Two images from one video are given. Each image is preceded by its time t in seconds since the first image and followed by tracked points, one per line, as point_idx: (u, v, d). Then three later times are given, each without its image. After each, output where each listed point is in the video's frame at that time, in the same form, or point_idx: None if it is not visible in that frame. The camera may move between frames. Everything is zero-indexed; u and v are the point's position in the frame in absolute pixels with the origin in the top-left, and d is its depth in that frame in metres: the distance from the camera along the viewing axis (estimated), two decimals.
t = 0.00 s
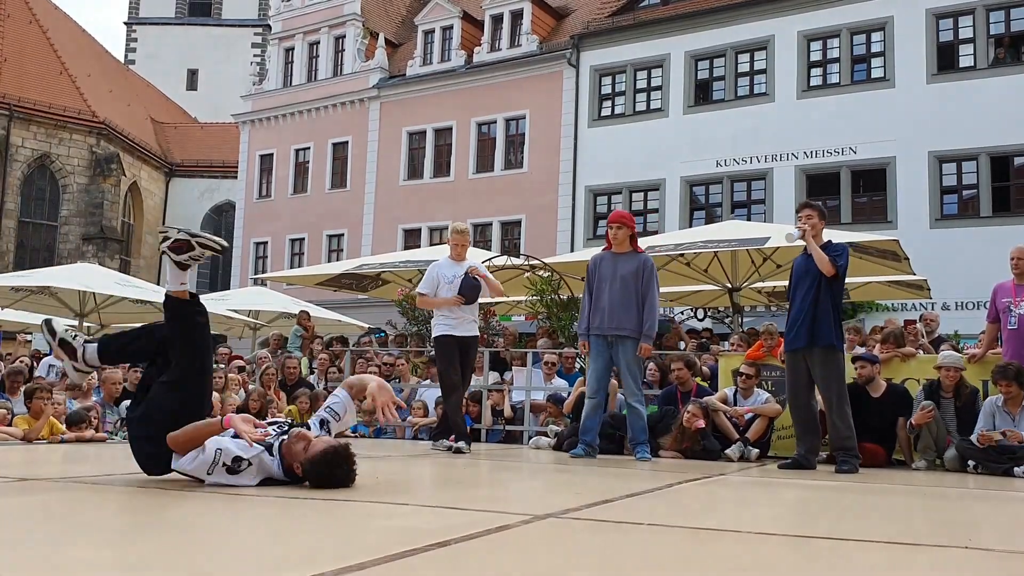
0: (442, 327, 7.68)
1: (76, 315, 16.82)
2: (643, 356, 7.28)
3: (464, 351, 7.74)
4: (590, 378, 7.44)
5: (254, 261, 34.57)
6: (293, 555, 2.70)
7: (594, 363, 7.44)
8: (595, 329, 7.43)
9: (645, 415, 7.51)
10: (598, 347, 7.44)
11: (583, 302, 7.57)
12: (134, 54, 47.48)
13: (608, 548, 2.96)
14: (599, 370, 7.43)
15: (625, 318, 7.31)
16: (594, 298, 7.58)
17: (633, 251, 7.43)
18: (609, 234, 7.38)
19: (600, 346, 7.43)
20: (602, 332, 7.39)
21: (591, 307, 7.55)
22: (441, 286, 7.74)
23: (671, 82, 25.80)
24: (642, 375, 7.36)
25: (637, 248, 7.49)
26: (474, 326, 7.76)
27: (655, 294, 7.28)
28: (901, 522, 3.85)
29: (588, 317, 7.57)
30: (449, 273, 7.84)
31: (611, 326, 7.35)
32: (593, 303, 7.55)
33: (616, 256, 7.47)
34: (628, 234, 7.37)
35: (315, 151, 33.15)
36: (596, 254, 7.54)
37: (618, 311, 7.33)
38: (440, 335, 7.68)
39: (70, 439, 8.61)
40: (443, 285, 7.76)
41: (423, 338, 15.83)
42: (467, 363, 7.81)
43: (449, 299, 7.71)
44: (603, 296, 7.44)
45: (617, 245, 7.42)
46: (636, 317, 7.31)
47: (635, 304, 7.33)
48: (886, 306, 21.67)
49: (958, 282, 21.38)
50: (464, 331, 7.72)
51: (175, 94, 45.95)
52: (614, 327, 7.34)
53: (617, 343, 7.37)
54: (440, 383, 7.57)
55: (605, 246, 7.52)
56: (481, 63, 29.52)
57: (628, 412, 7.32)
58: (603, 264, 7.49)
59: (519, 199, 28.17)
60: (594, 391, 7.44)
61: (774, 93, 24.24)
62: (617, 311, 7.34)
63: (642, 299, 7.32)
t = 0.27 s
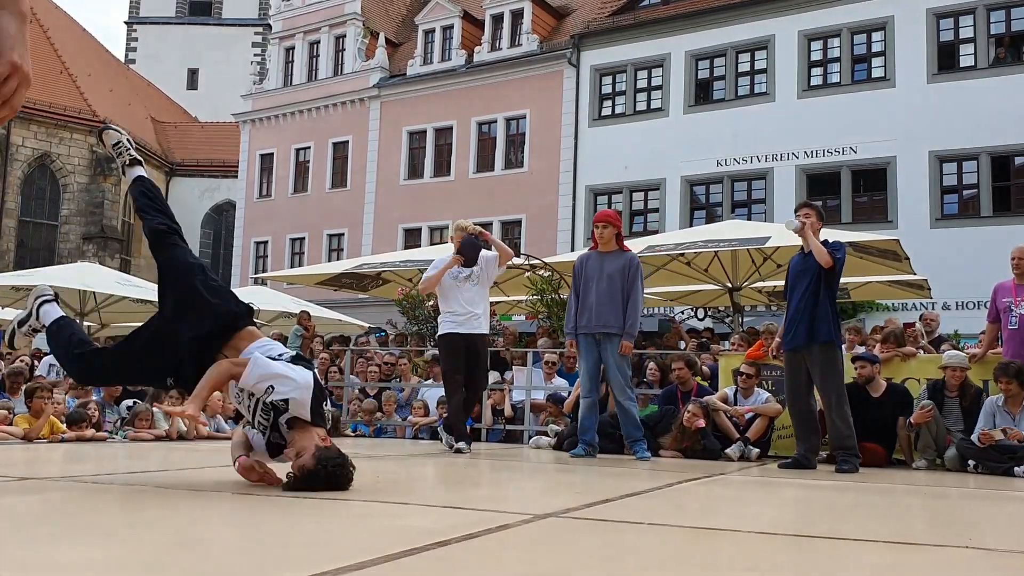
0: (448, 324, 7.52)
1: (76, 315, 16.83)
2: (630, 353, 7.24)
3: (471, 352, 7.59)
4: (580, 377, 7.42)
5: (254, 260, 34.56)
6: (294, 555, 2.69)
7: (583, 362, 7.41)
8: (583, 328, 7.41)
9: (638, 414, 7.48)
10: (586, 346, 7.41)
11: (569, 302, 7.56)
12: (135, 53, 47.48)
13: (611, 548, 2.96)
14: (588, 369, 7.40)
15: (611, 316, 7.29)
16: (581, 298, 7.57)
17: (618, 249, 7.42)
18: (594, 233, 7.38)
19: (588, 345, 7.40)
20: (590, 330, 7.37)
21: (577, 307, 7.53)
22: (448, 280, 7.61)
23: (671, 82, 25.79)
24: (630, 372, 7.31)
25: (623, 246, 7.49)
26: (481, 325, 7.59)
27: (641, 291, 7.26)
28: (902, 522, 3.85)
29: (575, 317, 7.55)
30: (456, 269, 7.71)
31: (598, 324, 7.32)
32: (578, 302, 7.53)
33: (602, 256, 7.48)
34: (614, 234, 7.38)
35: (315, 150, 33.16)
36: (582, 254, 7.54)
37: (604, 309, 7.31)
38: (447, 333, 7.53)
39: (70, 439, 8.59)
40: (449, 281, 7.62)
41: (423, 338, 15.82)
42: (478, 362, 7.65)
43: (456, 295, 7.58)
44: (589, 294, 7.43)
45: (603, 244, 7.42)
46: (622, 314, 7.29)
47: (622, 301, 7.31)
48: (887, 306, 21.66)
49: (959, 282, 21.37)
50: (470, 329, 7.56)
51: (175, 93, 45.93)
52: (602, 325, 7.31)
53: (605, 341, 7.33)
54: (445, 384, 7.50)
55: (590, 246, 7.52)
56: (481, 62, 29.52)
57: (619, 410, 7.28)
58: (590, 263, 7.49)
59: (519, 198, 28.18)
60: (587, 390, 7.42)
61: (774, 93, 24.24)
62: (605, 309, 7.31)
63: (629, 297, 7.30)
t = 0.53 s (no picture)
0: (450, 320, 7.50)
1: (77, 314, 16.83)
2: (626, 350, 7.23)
3: (480, 349, 7.47)
4: (577, 376, 7.41)
5: (255, 259, 34.57)
6: (294, 553, 2.68)
7: (579, 360, 7.41)
8: (576, 328, 7.40)
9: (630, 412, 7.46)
10: (580, 344, 7.40)
11: (561, 302, 7.55)
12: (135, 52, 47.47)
13: (612, 547, 2.95)
14: (585, 367, 7.39)
15: (604, 314, 7.27)
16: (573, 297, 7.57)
17: (609, 247, 7.43)
18: (585, 232, 7.39)
19: (583, 343, 7.39)
20: (584, 329, 7.36)
21: (569, 306, 7.53)
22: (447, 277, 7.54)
23: (672, 81, 25.79)
24: (622, 369, 7.30)
25: (613, 245, 7.50)
26: (484, 319, 7.48)
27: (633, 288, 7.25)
28: (905, 521, 3.84)
29: (567, 316, 7.55)
30: (459, 261, 7.60)
31: (591, 323, 7.31)
32: (571, 302, 7.53)
33: (593, 254, 7.48)
34: (604, 233, 7.38)
35: (316, 149, 33.17)
36: (573, 253, 7.54)
37: (597, 307, 7.29)
38: (448, 331, 7.50)
39: (70, 438, 8.58)
40: (449, 276, 7.56)
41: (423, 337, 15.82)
42: (488, 362, 7.49)
43: (456, 292, 7.53)
44: (581, 294, 7.42)
45: (593, 242, 7.42)
46: (615, 312, 7.28)
47: (615, 299, 7.30)
48: (887, 305, 21.67)
49: (959, 281, 21.37)
50: (471, 324, 7.47)
51: (175, 91, 45.94)
52: (596, 323, 7.29)
53: (600, 339, 7.31)
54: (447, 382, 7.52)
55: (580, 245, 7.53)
56: (481, 61, 29.52)
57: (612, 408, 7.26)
58: (581, 262, 7.49)
59: (519, 197, 28.19)
60: (584, 389, 7.41)
61: (774, 92, 24.23)
62: (598, 308, 7.29)
63: (621, 295, 7.30)
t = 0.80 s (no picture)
0: (454, 319, 7.48)
1: (77, 315, 16.82)
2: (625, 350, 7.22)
3: (484, 351, 7.45)
4: (576, 378, 7.41)
5: (255, 260, 34.58)
6: (293, 555, 2.68)
7: (578, 362, 7.41)
8: (575, 329, 7.40)
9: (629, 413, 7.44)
10: (579, 345, 7.40)
11: (560, 303, 7.55)
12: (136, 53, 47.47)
13: (611, 548, 2.96)
14: (584, 369, 7.39)
15: (602, 315, 7.26)
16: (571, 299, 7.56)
17: (606, 247, 7.42)
18: (581, 232, 7.39)
19: (581, 344, 7.39)
20: (582, 330, 7.36)
21: (568, 308, 7.54)
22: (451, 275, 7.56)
23: (672, 82, 25.78)
24: (623, 370, 7.29)
25: (610, 245, 7.49)
26: (488, 318, 7.44)
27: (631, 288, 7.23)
28: (906, 522, 3.84)
29: (565, 318, 7.55)
30: (465, 260, 7.62)
31: (589, 323, 7.30)
32: (569, 304, 7.53)
33: (590, 255, 7.48)
34: (600, 233, 7.37)
35: (316, 150, 33.17)
36: (570, 254, 7.54)
37: (595, 307, 7.29)
38: (451, 330, 7.49)
39: (70, 438, 8.55)
40: (453, 275, 7.58)
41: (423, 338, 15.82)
42: (491, 362, 7.45)
43: (460, 291, 7.52)
44: (578, 295, 7.43)
45: (589, 243, 7.41)
46: (613, 312, 7.27)
47: (613, 300, 7.28)
48: (888, 307, 21.66)
49: (959, 282, 21.38)
50: (475, 323, 7.43)
51: (176, 92, 45.94)
52: (594, 324, 7.28)
53: (599, 340, 7.30)
54: (449, 382, 7.52)
55: (578, 246, 7.52)
56: (481, 62, 29.52)
57: (612, 409, 7.25)
58: (578, 263, 7.48)
59: (519, 198, 28.18)
60: (583, 390, 7.40)
61: (775, 93, 24.23)
62: (597, 309, 7.28)
63: (619, 295, 7.28)
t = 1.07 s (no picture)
0: (461, 317, 7.48)
1: (77, 315, 16.82)
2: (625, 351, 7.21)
3: (487, 351, 7.43)
4: (577, 378, 7.41)
5: (255, 260, 34.59)
6: (292, 554, 2.69)
7: (579, 362, 7.41)
8: (576, 329, 7.40)
9: (631, 414, 7.42)
10: (580, 346, 7.40)
11: (561, 304, 7.56)
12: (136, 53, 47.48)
13: (609, 549, 2.95)
14: (585, 370, 7.38)
15: (603, 315, 7.26)
16: (571, 299, 7.56)
17: (606, 247, 7.41)
18: (581, 232, 7.38)
19: (583, 345, 7.39)
20: (583, 331, 7.36)
21: (569, 308, 7.54)
22: (460, 273, 7.55)
23: (673, 83, 25.79)
24: (625, 371, 7.28)
25: (611, 245, 7.49)
26: (496, 318, 7.43)
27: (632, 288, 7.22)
28: (907, 523, 3.84)
29: (566, 318, 7.55)
30: (474, 258, 7.61)
31: (590, 324, 7.30)
32: (570, 305, 7.53)
33: (590, 255, 7.47)
34: (600, 232, 7.37)
35: (317, 150, 33.17)
36: (571, 255, 7.54)
37: (595, 308, 7.29)
38: (458, 329, 7.49)
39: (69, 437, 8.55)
40: (462, 273, 7.57)
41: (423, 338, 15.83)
42: (493, 362, 7.42)
43: (468, 290, 7.51)
44: (579, 295, 7.43)
45: (590, 243, 7.41)
46: (613, 312, 7.26)
47: (613, 300, 7.27)
48: (888, 307, 21.66)
49: (959, 282, 21.38)
50: (481, 323, 7.42)
51: (176, 92, 45.96)
52: (595, 324, 7.28)
53: (599, 340, 7.30)
54: (453, 384, 7.52)
55: (579, 246, 7.52)
56: (482, 62, 29.52)
57: (614, 410, 7.25)
58: (578, 264, 7.48)
59: (519, 198, 28.21)
60: (584, 391, 7.40)
61: (775, 93, 24.23)
62: (597, 309, 7.28)
63: (619, 295, 7.27)
